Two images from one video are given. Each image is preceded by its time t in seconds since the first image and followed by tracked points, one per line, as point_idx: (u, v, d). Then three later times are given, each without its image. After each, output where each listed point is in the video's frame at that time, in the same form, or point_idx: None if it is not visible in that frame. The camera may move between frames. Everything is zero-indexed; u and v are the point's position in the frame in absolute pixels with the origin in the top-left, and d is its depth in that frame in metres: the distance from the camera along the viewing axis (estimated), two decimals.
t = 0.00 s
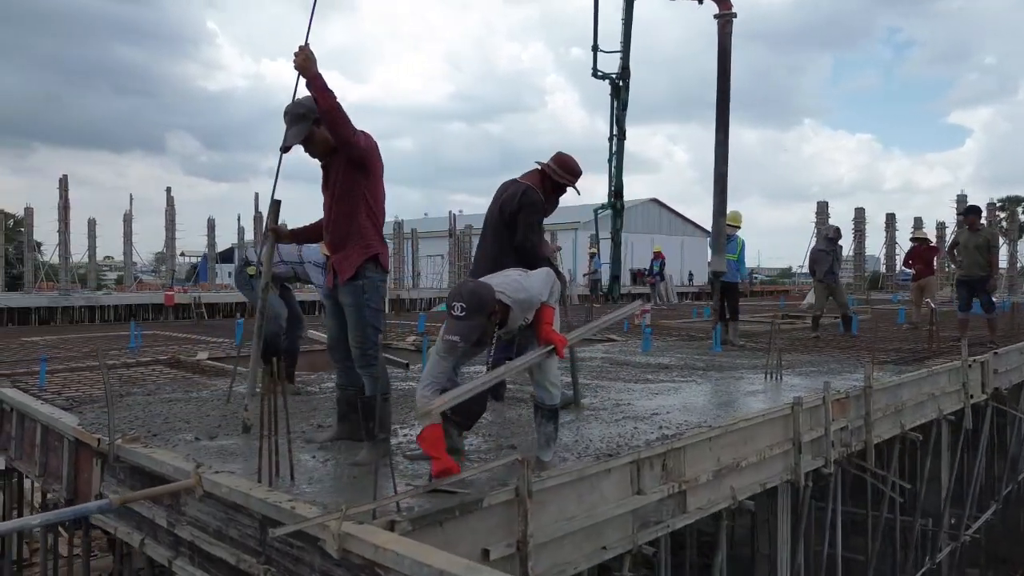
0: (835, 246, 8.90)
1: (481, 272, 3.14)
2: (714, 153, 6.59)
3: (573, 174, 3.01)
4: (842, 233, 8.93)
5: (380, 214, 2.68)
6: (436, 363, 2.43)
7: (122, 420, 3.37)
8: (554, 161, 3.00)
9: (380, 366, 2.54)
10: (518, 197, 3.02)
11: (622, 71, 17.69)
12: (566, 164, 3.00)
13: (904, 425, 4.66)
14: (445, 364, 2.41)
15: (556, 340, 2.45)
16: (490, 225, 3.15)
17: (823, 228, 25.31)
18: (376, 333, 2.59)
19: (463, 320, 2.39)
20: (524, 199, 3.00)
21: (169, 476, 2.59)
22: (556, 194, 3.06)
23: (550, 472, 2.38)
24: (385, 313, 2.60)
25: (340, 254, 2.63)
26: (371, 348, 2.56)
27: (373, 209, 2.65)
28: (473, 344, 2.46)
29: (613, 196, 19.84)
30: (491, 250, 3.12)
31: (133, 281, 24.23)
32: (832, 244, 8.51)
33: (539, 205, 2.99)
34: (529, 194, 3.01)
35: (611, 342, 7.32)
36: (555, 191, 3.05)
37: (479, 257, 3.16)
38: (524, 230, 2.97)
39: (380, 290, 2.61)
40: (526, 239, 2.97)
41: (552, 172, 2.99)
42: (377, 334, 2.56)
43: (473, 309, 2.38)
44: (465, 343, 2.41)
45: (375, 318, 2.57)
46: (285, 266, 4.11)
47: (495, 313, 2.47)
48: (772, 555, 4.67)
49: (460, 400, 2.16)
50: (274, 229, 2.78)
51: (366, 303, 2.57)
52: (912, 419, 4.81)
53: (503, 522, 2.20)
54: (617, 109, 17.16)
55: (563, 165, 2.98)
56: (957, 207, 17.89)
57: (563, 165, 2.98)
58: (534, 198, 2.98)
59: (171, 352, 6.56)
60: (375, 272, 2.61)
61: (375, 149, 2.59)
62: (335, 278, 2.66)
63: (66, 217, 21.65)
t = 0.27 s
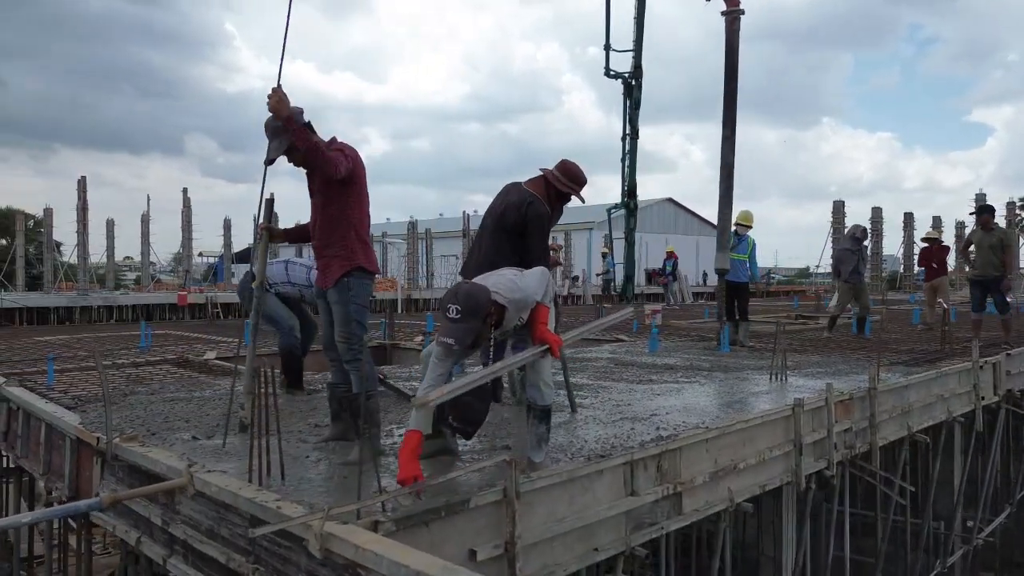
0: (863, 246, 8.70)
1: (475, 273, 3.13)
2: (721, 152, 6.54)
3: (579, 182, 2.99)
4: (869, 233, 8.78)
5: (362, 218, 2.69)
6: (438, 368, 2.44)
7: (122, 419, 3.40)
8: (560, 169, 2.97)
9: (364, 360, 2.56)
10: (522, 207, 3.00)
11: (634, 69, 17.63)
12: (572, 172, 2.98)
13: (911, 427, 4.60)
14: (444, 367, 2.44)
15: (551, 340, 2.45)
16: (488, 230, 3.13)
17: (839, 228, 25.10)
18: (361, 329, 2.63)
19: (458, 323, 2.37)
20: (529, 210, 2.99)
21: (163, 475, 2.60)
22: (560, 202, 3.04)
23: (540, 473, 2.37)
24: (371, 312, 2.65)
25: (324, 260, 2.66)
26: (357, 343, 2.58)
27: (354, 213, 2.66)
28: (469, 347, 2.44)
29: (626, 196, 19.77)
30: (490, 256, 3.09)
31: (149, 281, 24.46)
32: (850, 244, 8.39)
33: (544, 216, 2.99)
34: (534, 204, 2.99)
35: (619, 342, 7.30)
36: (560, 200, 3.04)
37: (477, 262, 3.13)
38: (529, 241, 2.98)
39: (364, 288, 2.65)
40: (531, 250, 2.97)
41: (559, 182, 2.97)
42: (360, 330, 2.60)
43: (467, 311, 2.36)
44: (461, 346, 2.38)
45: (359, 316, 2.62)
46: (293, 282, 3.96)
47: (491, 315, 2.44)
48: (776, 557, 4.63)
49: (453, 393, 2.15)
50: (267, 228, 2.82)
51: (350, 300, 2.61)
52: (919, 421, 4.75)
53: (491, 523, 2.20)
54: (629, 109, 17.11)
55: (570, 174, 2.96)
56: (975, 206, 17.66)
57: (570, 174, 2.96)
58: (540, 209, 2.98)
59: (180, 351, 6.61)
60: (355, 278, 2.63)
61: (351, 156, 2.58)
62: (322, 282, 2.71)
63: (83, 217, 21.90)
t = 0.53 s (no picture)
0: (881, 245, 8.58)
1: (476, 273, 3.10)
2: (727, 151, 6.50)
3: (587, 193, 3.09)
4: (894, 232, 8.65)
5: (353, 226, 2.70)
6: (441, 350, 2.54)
7: (121, 418, 3.42)
8: (575, 178, 3.03)
9: (344, 356, 2.60)
10: (531, 213, 3.00)
11: (645, 68, 17.58)
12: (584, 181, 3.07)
13: (917, 429, 4.55)
14: (446, 351, 2.54)
15: (544, 345, 2.45)
16: (491, 233, 3.09)
17: (854, 227, 24.90)
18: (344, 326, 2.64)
19: (463, 295, 2.38)
20: (540, 217, 2.99)
21: (155, 474, 2.61)
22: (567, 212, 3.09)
23: (527, 475, 2.36)
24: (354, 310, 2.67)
25: (313, 267, 2.70)
26: (338, 340, 2.62)
27: (342, 221, 2.67)
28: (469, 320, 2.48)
29: (638, 195, 19.71)
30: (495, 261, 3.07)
31: (164, 281, 24.65)
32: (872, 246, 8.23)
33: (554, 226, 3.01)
34: (545, 212, 3.00)
35: (625, 343, 7.28)
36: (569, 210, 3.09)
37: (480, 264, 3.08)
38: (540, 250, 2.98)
39: (352, 290, 2.67)
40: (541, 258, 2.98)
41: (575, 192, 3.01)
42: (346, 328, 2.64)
43: (473, 284, 2.38)
44: (461, 317, 2.40)
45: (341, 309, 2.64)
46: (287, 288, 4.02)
47: (494, 295, 2.46)
48: (779, 560, 4.58)
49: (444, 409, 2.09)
50: (262, 230, 2.80)
51: (337, 297, 2.64)
52: (925, 423, 4.69)
53: (476, 525, 2.19)
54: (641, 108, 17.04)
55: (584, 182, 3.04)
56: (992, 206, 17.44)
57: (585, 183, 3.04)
58: (551, 217, 3.00)
59: (187, 351, 6.65)
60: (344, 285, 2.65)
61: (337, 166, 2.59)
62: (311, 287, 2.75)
63: (99, 218, 22.10)
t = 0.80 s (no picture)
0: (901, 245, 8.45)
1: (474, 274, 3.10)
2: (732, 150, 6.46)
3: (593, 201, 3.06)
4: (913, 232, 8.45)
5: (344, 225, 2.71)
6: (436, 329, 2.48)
7: (119, 419, 3.45)
8: (580, 184, 3.00)
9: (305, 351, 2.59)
10: (532, 218, 2.98)
11: (656, 67, 17.51)
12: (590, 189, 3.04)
13: (920, 432, 4.50)
14: (440, 332, 2.48)
15: (534, 349, 2.44)
16: (491, 234, 3.08)
17: (868, 227, 24.69)
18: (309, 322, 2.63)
19: (461, 273, 2.37)
20: (541, 223, 2.97)
21: (147, 475, 2.63)
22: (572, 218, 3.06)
23: (514, 478, 2.35)
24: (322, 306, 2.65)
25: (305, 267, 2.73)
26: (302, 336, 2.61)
27: (333, 221, 2.69)
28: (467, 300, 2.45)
29: (649, 195, 19.63)
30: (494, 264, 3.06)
31: (178, 281, 24.83)
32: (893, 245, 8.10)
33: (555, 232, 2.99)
34: (547, 218, 2.98)
35: (631, 344, 7.25)
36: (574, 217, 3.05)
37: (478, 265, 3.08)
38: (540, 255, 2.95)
39: (337, 290, 2.68)
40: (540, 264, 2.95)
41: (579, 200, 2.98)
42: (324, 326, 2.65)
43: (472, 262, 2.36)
44: (457, 294, 2.37)
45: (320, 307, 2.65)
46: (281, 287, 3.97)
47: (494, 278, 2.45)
48: (781, 564, 4.54)
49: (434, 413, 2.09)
50: (253, 230, 2.80)
51: (316, 295, 2.65)
52: (929, 426, 4.64)
53: (461, 527, 2.18)
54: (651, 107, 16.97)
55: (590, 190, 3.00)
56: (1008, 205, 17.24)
57: (591, 191, 3.01)
58: (551, 224, 2.97)
59: (193, 351, 6.69)
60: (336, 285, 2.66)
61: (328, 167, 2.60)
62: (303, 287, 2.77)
63: (114, 219, 22.29)
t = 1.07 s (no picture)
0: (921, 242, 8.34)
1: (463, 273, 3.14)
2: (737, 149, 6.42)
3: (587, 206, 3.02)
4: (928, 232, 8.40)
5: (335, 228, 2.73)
6: (395, 336, 2.47)
7: (118, 417, 3.47)
8: (575, 189, 2.97)
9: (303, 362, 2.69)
10: (523, 222, 2.97)
11: (666, 66, 17.46)
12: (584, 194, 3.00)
13: (925, 433, 4.46)
14: (400, 338, 2.47)
15: (508, 348, 2.43)
16: (484, 233, 3.13)
17: (882, 227, 24.51)
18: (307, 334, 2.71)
19: (415, 282, 2.33)
20: (533, 227, 2.95)
21: (140, 473, 2.64)
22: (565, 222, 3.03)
23: (502, 477, 2.34)
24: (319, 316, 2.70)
25: (298, 272, 2.74)
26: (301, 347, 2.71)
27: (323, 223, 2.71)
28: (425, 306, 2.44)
29: (660, 195, 19.57)
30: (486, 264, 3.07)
31: (191, 281, 24.98)
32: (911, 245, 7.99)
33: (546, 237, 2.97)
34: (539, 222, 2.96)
35: (637, 344, 7.23)
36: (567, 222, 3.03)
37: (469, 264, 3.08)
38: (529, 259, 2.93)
39: (330, 293, 2.70)
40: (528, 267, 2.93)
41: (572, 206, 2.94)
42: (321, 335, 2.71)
43: (425, 273, 2.32)
44: (413, 304, 2.35)
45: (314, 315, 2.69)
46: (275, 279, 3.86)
47: (451, 285, 2.42)
48: (783, 565, 4.51)
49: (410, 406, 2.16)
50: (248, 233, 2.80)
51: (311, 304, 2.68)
52: (934, 427, 4.59)
53: (448, 527, 2.18)
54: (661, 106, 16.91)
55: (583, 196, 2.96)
56: None
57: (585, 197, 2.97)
58: (542, 228, 2.95)
59: (200, 351, 6.73)
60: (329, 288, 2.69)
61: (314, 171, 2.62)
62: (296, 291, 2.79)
63: (127, 219, 22.46)
